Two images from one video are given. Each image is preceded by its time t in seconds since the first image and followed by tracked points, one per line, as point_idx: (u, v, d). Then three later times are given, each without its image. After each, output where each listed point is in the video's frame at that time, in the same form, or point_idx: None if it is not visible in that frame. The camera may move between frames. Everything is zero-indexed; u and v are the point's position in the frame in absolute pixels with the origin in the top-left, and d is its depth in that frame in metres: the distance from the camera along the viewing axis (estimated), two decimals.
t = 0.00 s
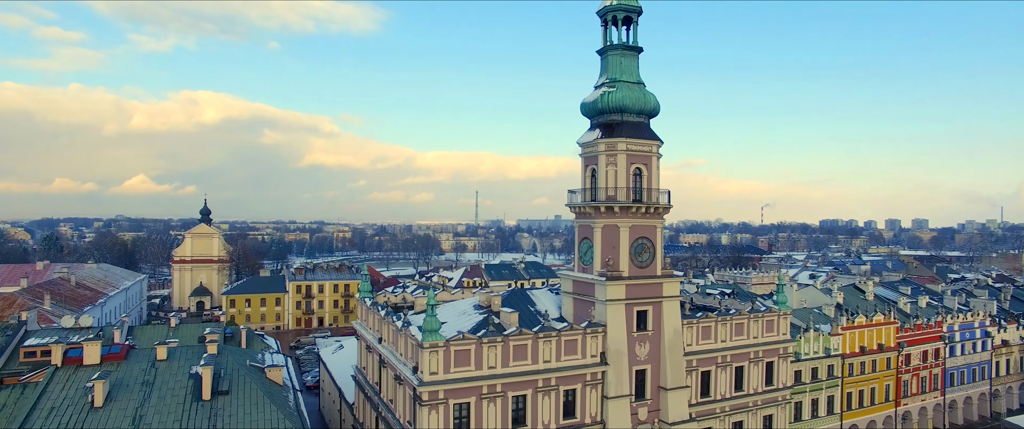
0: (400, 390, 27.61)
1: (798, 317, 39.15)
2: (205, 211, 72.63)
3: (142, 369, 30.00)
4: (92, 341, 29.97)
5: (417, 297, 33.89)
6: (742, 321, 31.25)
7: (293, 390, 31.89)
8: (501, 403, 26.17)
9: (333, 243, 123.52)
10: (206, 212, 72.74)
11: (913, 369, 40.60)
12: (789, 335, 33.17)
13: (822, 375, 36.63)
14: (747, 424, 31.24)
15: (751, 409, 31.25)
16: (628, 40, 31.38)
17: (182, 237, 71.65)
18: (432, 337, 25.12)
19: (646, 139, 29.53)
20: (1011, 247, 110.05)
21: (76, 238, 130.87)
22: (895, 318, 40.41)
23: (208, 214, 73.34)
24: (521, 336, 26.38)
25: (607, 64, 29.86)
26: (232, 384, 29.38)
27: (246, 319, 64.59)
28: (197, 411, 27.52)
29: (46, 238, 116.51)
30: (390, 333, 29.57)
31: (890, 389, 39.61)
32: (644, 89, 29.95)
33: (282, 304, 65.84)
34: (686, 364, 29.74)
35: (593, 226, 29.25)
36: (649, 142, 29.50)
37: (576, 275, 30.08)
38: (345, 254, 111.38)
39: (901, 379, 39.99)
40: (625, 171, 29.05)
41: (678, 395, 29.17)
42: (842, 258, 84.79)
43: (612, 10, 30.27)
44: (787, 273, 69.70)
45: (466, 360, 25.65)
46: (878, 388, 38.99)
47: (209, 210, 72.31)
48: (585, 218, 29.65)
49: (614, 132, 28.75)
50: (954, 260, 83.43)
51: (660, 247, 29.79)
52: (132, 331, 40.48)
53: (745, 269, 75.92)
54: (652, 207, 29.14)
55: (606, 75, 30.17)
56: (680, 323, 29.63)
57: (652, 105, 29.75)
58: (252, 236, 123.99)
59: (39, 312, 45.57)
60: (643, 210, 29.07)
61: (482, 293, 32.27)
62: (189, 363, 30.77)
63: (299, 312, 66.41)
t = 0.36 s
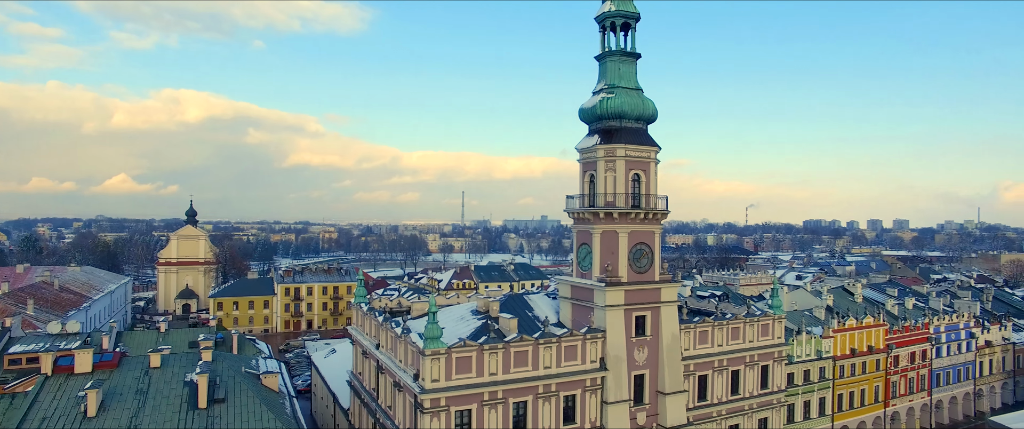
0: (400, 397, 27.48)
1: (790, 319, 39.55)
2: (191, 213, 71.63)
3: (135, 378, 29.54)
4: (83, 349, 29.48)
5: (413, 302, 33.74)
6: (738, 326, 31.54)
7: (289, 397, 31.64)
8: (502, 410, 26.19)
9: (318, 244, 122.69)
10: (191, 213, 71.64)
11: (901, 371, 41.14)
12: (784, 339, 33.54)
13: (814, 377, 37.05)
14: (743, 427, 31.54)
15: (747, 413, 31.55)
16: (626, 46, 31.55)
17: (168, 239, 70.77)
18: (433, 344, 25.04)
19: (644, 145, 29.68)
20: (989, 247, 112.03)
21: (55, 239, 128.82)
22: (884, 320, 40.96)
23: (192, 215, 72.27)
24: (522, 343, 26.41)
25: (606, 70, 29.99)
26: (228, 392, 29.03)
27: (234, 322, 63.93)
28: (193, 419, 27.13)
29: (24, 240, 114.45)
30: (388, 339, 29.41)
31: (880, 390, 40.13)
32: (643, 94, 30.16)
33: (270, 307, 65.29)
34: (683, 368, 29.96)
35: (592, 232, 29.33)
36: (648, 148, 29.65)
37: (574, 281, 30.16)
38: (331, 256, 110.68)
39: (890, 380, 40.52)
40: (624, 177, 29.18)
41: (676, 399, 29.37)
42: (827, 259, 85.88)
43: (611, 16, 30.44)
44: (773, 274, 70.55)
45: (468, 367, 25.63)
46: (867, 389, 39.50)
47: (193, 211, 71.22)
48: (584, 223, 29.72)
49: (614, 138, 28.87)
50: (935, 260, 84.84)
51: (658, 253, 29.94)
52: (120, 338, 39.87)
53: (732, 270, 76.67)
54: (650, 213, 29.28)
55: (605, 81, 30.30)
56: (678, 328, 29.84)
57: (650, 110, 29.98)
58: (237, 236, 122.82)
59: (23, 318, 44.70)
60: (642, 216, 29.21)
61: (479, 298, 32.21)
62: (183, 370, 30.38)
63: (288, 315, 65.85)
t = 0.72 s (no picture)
0: (401, 404, 27.37)
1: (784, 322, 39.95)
2: (178, 214, 71.42)
3: (131, 386, 29.10)
4: (77, 357, 28.98)
5: (411, 306, 33.58)
6: (736, 330, 31.80)
7: (287, 403, 31.37)
8: (505, 416, 26.19)
9: (306, 244, 121.84)
10: (178, 215, 71.75)
11: (892, 372, 41.66)
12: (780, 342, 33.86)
13: (808, 379, 37.46)
14: None
15: (744, 416, 31.83)
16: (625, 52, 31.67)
17: (154, 241, 70.65)
18: (437, 351, 24.95)
19: (644, 151, 29.78)
20: (970, 247, 113.72)
21: (36, 240, 126.82)
22: (875, 322, 41.49)
23: (180, 217, 72.49)
24: (524, 349, 26.43)
25: (606, 75, 30.08)
26: (226, 399, 28.67)
27: (223, 325, 63.43)
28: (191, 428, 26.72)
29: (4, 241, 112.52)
30: (388, 345, 29.27)
31: (871, 391, 40.65)
32: (643, 100, 30.21)
33: (260, 309, 64.74)
34: (683, 372, 30.16)
35: (592, 237, 29.39)
36: (648, 154, 29.76)
37: (574, 286, 30.23)
38: (319, 256, 110.02)
39: (881, 381, 41.04)
40: (624, 183, 29.28)
41: (676, 404, 29.55)
42: (814, 260, 86.89)
43: (610, 22, 30.57)
44: (762, 275, 71.15)
45: (471, 374, 25.59)
46: (859, 391, 40.01)
47: (181, 213, 71.35)
48: (584, 229, 29.79)
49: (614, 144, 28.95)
50: (919, 260, 86.18)
51: (657, 258, 30.08)
52: (110, 344, 39.30)
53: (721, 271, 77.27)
54: (650, 218, 29.41)
55: (605, 86, 30.40)
56: (678, 333, 30.04)
57: (651, 116, 30.04)
58: (223, 237, 121.66)
59: (9, 323, 43.90)
60: (642, 221, 29.35)
61: (478, 303, 32.16)
62: (179, 378, 29.98)
63: (278, 317, 65.33)
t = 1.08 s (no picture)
0: (404, 410, 27.26)
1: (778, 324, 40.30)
2: (166, 215, 70.69)
3: (127, 394, 28.69)
4: (72, 364, 28.50)
5: (410, 311, 33.44)
6: (735, 334, 32.03)
7: (286, 410, 31.08)
8: (508, 422, 26.16)
9: (293, 245, 121.08)
10: (166, 215, 71.08)
11: (884, 373, 42.11)
12: (777, 345, 34.15)
13: (803, 381, 37.81)
14: None
15: (743, 419, 32.07)
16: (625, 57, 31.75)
17: (142, 243, 70.13)
18: (441, 359, 24.86)
19: (645, 156, 29.89)
20: (952, 248, 115.33)
21: (16, 241, 124.95)
22: (867, 324, 41.97)
23: (167, 217, 71.76)
24: (528, 355, 26.44)
25: (607, 80, 30.09)
26: (225, 407, 28.32)
27: (213, 327, 63.00)
28: None
29: None
30: (389, 351, 29.14)
31: (864, 393, 41.10)
32: (643, 106, 30.28)
33: (250, 312, 64.42)
34: (683, 377, 30.32)
35: (593, 242, 29.44)
36: (649, 160, 29.88)
37: (575, 291, 30.29)
38: (308, 257, 109.40)
39: (873, 383, 41.52)
40: (625, 188, 29.36)
41: (676, 408, 29.69)
42: (802, 261, 87.83)
43: (611, 28, 30.59)
44: (752, 276, 71.71)
45: (475, 381, 25.54)
46: (852, 392, 40.45)
47: (169, 214, 70.60)
48: (585, 234, 29.83)
49: (615, 149, 28.98)
50: (904, 260, 87.43)
51: (658, 263, 30.21)
52: (102, 350, 38.74)
53: (711, 272, 77.88)
54: (651, 224, 29.54)
55: (606, 92, 30.42)
56: (678, 337, 30.20)
57: (651, 122, 30.14)
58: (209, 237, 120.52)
59: None
60: (643, 227, 29.47)
61: (478, 308, 32.12)
62: (177, 385, 29.59)
63: (268, 320, 64.89)
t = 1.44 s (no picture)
0: (408, 417, 27.14)
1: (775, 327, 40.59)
2: (155, 216, 71.01)
3: (126, 402, 28.28)
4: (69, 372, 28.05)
5: (410, 316, 33.31)
6: (735, 338, 32.26)
7: (286, 416, 30.83)
8: None
9: (282, 245, 120.32)
10: (156, 217, 71.36)
11: (878, 374, 42.57)
12: (776, 349, 34.41)
13: (800, 383, 38.10)
14: None
15: (743, 422, 32.29)
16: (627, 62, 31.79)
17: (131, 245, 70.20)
18: (447, 366, 24.70)
19: (647, 162, 29.98)
20: (937, 248, 116.99)
21: None
22: (862, 326, 42.40)
23: (157, 219, 72.19)
24: (533, 361, 26.43)
25: (610, 86, 30.11)
26: (226, 414, 28.00)
27: (204, 330, 62.45)
28: None
29: None
30: (391, 357, 29.01)
31: (858, 394, 41.53)
32: (646, 111, 30.38)
33: (242, 314, 63.90)
34: (685, 381, 30.48)
35: (596, 248, 29.51)
36: (651, 165, 29.97)
37: (578, 296, 30.33)
38: (297, 258, 108.73)
39: (867, 384, 41.96)
40: (628, 194, 29.43)
41: (678, 412, 29.83)
42: (791, 261, 88.67)
43: (614, 33, 30.60)
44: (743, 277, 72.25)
45: (481, 387, 25.49)
46: (847, 394, 40.85)
47: (159, 216, 71.03)
48: (588, 240, 29.88)
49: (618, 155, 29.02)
50: (891, 260, 88.54)
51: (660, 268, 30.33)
52: (94, 356, 38.18)
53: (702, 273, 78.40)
54: (654, 229, 29.64)
55: (608, 97, 30.46)
56: (680, 342, 30.34)
57: (654, 127, 30.25)
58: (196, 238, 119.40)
59: None
60: (646, 232, 29.56)
61: (480, 313, 32.05)
62: (177, 393, 29.21)
63: (260, 322, 64.32)
